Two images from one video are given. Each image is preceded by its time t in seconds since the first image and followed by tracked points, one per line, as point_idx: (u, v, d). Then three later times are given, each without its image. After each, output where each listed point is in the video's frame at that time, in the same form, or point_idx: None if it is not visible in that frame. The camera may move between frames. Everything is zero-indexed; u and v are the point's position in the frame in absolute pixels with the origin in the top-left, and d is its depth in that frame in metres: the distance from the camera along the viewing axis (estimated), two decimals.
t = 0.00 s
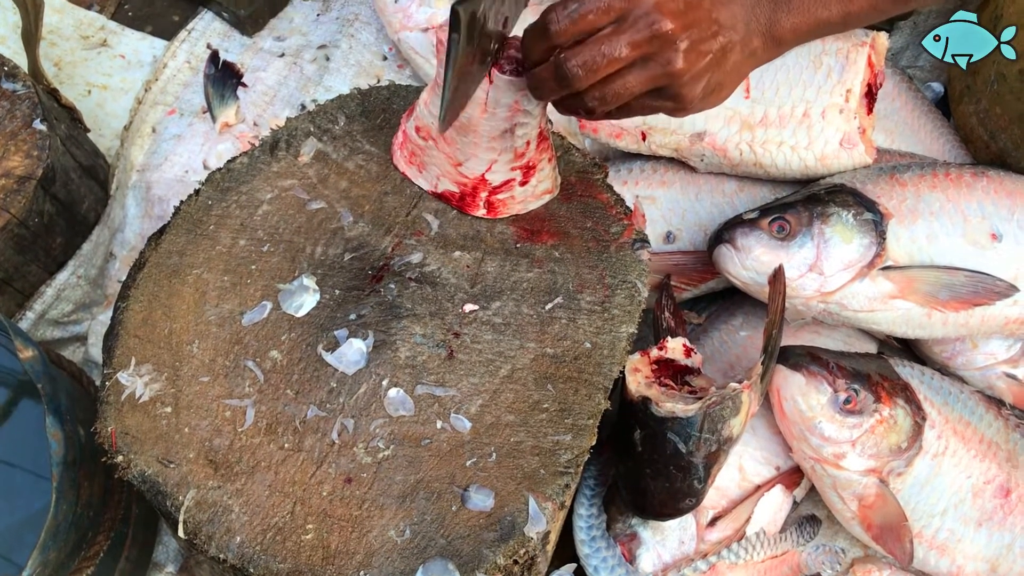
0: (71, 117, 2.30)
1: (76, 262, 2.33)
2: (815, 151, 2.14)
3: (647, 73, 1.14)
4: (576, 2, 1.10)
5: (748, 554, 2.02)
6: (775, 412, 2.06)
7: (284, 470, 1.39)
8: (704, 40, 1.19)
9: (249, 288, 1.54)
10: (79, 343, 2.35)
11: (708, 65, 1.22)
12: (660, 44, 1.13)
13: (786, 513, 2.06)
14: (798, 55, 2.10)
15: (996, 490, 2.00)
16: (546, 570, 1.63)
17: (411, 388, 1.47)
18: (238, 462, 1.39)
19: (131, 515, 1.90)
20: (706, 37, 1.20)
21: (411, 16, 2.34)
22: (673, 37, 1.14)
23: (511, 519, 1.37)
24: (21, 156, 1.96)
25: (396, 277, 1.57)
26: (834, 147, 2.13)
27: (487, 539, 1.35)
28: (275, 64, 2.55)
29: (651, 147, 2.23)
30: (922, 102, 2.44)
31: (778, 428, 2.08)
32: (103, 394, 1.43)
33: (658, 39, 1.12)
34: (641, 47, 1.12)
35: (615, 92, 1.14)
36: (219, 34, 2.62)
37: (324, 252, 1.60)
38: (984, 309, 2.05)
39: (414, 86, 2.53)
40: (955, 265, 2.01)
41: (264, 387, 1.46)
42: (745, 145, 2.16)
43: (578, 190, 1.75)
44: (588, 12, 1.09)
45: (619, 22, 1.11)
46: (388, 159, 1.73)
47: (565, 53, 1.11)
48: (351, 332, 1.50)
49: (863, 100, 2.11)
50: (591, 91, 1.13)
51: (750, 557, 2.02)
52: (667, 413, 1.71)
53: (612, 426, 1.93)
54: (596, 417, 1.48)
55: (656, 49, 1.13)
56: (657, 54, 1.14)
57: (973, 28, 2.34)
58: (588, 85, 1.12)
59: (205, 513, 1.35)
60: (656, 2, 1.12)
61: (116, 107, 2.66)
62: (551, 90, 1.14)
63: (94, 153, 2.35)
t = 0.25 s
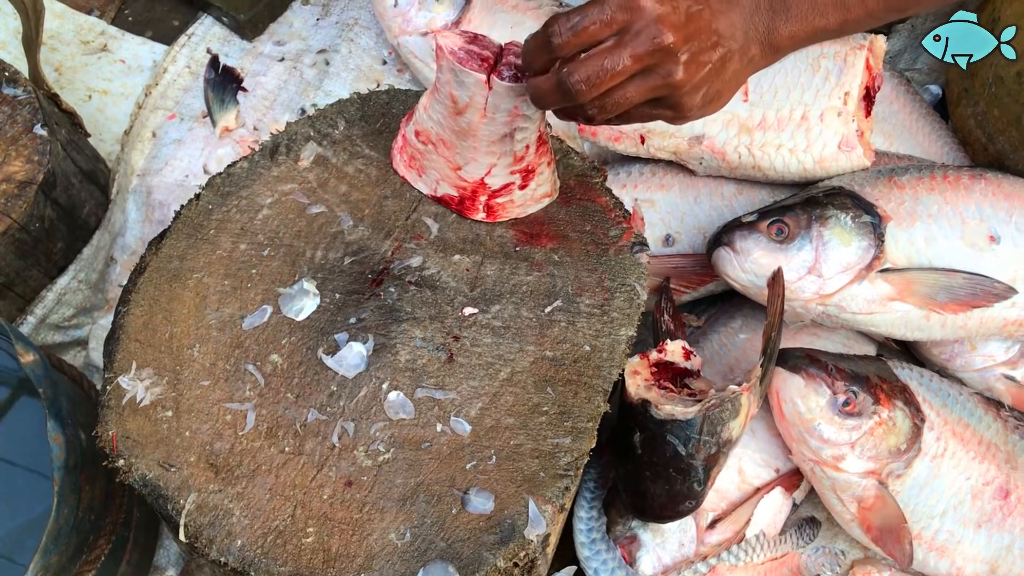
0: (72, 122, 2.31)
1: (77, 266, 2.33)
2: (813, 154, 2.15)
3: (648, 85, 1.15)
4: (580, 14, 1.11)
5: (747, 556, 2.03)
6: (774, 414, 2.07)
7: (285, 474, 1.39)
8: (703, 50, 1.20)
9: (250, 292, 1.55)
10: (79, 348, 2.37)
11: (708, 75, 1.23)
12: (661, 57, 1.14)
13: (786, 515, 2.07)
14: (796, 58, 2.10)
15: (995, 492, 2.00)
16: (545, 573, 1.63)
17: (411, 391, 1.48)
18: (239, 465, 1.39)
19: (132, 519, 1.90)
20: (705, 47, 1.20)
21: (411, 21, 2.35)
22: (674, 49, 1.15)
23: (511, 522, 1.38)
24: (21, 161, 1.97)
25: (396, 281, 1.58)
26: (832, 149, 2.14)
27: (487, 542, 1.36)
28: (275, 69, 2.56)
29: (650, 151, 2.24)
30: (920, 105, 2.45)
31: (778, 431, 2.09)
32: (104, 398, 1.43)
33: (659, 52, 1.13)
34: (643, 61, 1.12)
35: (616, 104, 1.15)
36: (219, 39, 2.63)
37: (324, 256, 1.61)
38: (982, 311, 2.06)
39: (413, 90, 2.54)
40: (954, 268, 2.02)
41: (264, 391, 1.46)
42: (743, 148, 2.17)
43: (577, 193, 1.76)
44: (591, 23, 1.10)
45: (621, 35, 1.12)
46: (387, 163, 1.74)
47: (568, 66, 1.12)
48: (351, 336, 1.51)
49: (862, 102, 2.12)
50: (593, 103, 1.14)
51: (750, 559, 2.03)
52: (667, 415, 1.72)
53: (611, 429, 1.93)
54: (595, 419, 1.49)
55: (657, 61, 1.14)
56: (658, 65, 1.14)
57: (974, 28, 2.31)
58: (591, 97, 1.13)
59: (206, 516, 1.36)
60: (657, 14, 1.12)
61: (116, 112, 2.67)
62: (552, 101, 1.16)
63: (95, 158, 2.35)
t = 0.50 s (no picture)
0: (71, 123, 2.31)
1: (76, 267, 2.34)
2: (812, 154, 2.16)
3: (656, 103, 1.16)
4: (586, 40, 1.13)
5: (747, 556, 2.03)
6: (773, 414, 2.07)
7: (284, 474, 1.39)
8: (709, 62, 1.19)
9: (249, 293, 1.55)
10: (80, 349, 2.37)
11: (716, 89, 1.22)
12: (669, 75, 1.14)
13: (786, 514, 2.07)
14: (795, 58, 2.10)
15: (994, 492, 2.01)
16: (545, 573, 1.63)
17: (410, 391, 1.48)
18: (238, 465, 1.39)
19: (132, 519, 1.90)
20: (713, 61, 1.20)
21: (410, 22, 2.35)
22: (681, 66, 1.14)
23: (511, 521, 1.38)
24: (21, 163, 1.97)
25: (395, 281, 1.58)
26: (830, 149, 2.14)
27: (487, 542, 1.36)
28: (274, 70, 2.56)
29: (649, 151, 2.24)
30: (919, 105, 2.45)
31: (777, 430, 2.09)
32: (103, 399, 1.43)
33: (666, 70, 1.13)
34: (652, 80, 1.12)
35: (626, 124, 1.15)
36: (218, 40, 2.63)
37: (324, 256, 1.61)
38: (981, 311, 2.06)
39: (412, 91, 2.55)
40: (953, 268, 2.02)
41: (263, 391, 1.46)
42: (742, 148, 2.17)
43: (576, 193, 1.76)
44: (597, 48, 1.12)
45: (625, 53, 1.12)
46: (386, 163, 1.74)
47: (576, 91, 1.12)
48: (350, 336, 1.51)
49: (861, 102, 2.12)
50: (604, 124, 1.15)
51: (749, 559, 2.03)
52: (666, 415, 1.72)
53: (611, 429, 1.93)
54: (595, 419, 1.49)
55: (665, 79, 1.14)
56: (666, 83, 1.14)
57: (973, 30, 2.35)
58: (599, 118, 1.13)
59: (205, 516, 1.36)
60: (663, 32, 1.13)
61: (116, 113, 2.67)
62: (563, 127, 1.16)
63: (94, 160, 2.35)
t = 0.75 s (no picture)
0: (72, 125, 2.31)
1: (77, 269, 2.34)
2: (812, 154, 2.15)
3: (653, 68, 1.16)
4: None
5: (747, 556, 2.03)
6: (774, 415, 2.07)
7: (285, 475, 1.40)
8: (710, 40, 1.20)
9: (250, 294, 1.55)
10: (79, 350, 2.40)
11: (715, 65, 1.23)
12: (667, 42, 1.14)
13: (786, 515, 2.07)
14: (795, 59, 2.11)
15: (995, 492, 2.00)
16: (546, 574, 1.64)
17: (411, 392, 1.48)
18: (239, 466, 1.40)
19: (133, 521, 1.90)
20: (714, 37, 1.21)
21: (410, 23, 2.35)
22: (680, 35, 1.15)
23: (511, 522, 1.38)
24: (22, 164, 1.97)
25: (395, 282, 1.58)
26: (831, 150, 2.14)
27: (488, 542, 1.36)
28: (274, 71, 2.56)
29: (649, 152, 2.24)
30: (919, 105, 2.45)
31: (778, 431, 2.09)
32: (104, 400, 1.43)
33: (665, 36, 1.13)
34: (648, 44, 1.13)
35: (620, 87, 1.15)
36: (219, 41, 2.63)
37: (324, 257, 1.61)
38: (982, 311, 2.06)
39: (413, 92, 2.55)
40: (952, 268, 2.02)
41: (264, 392, 1.46)
42: (742, 149, 2.17)
43: (576, 194, 1.76)
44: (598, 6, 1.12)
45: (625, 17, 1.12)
46: (387, 165, 1.74)
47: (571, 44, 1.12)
48: (351, 337, 1.51)
49: (860, 103, 2.12)
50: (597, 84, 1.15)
51: (750, 560, 2.04)
52: (667, 416, 1.72)
53: (612, 430, 1.93)
54: (595, 419, 1.49)
55: (662, 47, 1.14)
56: (663, 51, 1.15)
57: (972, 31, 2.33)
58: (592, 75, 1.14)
59: (206, 517, 1.36)
60: None
61: (116, 115, 2.67)
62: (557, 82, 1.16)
63: (94, 161, 2.36)
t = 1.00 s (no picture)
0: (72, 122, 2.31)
1: (77, 267, 2.33)
2: (814, 150, 2.14)
3: (665, 64, 1.15)
4: None
5: (751, 553, 2.00)
6: (777, 411, 2.07)
7: (287, 472, 1.39)
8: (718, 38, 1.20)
9: (251, 291, 1.54)
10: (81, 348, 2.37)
11: (724, 62, 1.22)
12: (678, 38, 1.13)
13: (790, 510, 2.07)
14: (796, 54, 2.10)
15: (999, 488, 2.00)
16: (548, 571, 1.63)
17: (413, 389, 1.47)
18: (241, 464, 1.39)
19: (134, 519, 1.90)
20: (723, 35, 1.20)
21: (410, 19, 2.35)
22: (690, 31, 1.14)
23: (514, 519, 1.37)
24: (21, 162, 1.97)
25: (397, 279, 1.58)
26: (833, 146, 2.12)
27: (491, 539, 1.35)
28: (274, 68, 2.55)
29: (651, 148, 2.24)
30: (921, 100, 2.45)
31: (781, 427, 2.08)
32: (106, 398, 1.43)
33: (676, 33, 1.12)
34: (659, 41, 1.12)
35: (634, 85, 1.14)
36: (219, 39, 2.62)
37: (325, 254, 1.60)
38: (985, 307, 2.05)
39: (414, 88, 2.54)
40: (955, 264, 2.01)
41: (266, 389, 1.46)
42: (744, 144, 2.16)
43: (578, 190, 1.76)
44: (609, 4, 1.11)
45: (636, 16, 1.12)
46: (388, 161, 1.73)
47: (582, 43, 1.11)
48: (353, 334, 1.51)
49: (863, 98, 2.11)
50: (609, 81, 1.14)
51: (753, 556, 2.01)
52: (669, 413, 1.71)
53: (614, 426, 1.92)
54: (598, 416, 1.48)
55: (673, 43, 1.13)
56: (674, 47, 1.14)
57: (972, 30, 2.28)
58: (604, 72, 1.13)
59: (207, 515, 1.36)
60: None
61: (116, 112, 2.67)
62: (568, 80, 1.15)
63: (95, 159, 2.35)
